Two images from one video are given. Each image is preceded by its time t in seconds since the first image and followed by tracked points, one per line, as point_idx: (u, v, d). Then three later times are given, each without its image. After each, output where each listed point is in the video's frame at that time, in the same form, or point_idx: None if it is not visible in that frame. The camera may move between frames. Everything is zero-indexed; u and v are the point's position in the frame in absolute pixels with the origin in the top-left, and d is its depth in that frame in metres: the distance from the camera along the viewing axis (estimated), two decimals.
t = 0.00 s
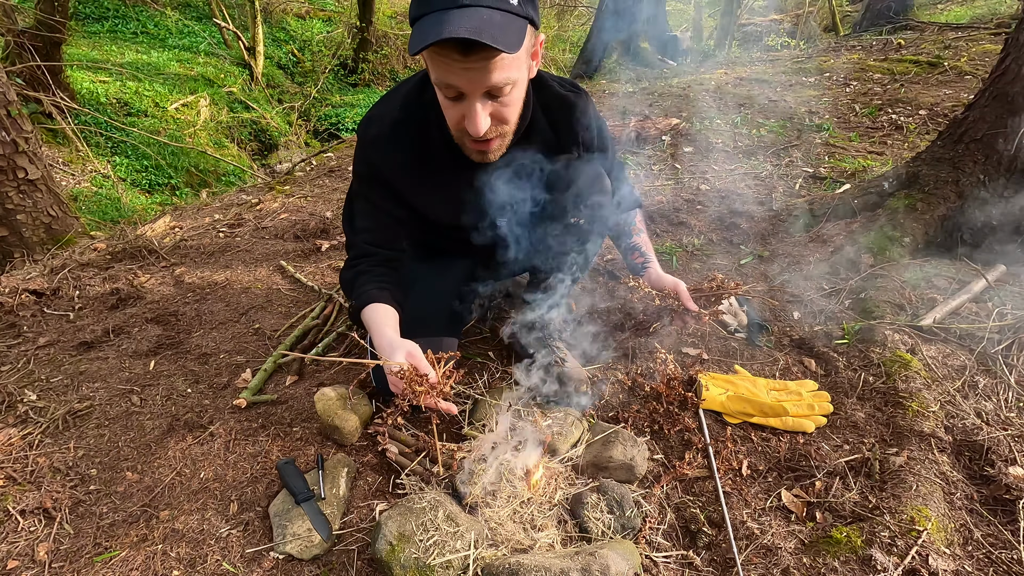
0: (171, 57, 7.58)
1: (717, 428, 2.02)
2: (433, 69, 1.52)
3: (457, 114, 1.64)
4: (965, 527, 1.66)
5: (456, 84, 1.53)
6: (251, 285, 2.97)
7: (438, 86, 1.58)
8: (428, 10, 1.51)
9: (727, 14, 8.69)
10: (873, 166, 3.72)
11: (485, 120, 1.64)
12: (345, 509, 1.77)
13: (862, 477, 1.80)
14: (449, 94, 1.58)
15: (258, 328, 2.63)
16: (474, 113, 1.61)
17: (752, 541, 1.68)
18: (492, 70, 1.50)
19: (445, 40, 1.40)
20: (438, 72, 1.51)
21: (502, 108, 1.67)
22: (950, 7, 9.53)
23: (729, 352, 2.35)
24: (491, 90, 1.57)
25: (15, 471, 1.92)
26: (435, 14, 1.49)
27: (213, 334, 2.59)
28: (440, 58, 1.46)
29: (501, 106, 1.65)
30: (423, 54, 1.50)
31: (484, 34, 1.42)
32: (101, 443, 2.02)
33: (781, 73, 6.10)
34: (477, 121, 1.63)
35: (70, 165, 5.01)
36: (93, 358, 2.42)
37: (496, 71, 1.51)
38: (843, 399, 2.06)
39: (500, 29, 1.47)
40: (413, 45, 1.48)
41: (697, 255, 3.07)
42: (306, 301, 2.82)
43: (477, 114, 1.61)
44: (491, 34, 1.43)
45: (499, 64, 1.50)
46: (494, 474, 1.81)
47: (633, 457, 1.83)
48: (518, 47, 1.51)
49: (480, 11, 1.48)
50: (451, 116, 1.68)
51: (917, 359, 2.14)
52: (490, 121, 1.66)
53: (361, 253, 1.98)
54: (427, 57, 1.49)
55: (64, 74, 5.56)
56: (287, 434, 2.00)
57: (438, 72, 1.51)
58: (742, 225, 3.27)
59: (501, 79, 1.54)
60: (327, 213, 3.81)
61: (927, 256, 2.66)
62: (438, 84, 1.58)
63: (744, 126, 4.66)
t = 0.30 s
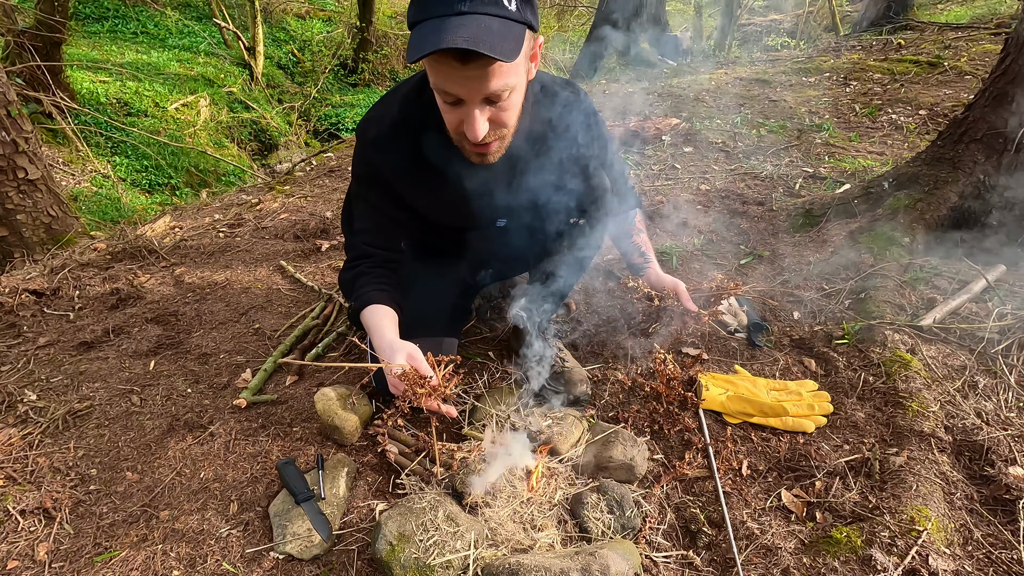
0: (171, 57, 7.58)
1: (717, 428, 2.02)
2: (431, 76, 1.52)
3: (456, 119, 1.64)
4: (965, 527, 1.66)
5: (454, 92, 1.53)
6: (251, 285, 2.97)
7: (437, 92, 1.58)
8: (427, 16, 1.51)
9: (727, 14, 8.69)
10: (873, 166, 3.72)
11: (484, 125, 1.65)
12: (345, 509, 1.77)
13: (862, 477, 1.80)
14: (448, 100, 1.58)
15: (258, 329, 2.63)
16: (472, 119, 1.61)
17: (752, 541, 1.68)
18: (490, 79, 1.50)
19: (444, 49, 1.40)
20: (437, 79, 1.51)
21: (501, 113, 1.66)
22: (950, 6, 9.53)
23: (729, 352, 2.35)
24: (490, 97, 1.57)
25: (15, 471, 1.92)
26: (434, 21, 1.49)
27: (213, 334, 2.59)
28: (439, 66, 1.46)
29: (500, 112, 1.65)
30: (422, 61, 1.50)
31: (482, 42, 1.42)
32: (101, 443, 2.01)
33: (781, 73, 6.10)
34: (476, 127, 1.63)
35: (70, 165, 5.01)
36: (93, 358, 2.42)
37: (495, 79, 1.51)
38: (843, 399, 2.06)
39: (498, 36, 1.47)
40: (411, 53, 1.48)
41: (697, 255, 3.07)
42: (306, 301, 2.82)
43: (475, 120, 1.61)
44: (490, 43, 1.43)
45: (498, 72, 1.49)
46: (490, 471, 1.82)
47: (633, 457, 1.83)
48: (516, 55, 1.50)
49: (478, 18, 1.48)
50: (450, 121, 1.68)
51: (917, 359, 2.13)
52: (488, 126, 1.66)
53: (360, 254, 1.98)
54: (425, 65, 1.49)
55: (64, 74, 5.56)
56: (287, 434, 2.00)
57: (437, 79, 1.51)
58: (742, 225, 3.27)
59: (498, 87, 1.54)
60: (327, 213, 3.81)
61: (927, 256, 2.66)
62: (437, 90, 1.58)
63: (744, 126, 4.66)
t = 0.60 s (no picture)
0: (172, 57, 7.58)
1: (717, 428, 2.02)
2: (422, 73, 1.53)
3: (448, 116, 1.64)
4: (965, 527, 1.66)
5: (445, 89, 1.53)
6: (251, 285, 2.97)
7: (429, 89, 1.58)
8: (419, 12, 1.51)
9: (727, 14, 8.69)
10: (873, 166, 3.72)
11: (475, 123, 1.65)
12: (345, 509, 1.77)
13: (862, 477, 1.80)
14: (440, 97, 1.58)
15: (258, 329, 2.63)
16: (463, 116, 1.61)
17: (751, 541, 1.68)
18: (480, 77, 1.50)
19: (433, 46, 1.40)
20: (428, 76, 1.51)
21: (492, 111, 1.66)
22: (950, 7, 9.53)
23: (729, 353, 2.35)
24: (481, 95, 1.57)
25: (15, 471, 1.92)
26: (425, 18, 1.49)
27: (213, 334, 2.59)
28: (429, 64, 1.46)
29: (491, 110, 1.65)
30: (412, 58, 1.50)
31: (472, 41, 1.42)
32: (101, 444, 2.01)
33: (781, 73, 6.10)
34: (467, 124, 1.63)
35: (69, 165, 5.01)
36: (93, 358, 2.42)
37: (485, 77, 1.50)
38: (843, 399, 2.06)
39: (489, 34, 1.46)
40: (401, 49, 1.49)
41: (697, 255, 3.07)
42: (306, 301, 2.83)
43: (466, 118, 1.61)
44: (479, 41, 1.43)
45: (488, 70, 1.49)
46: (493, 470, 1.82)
47: (633, 457, 1.83)
48: (507, 53, 1.49)
49: (469, 16, 1.47)
50: (442, 118, 1.69)
51: (917, 359, 2.13)
52: (479, 124, 1.66)
53: (358, 254, 1.98)
54: (416, 61, 1.49)
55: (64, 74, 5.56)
56: (287, 434, 2.00)
57: (427, 76, 1.51)
58: (742, 225, 3.27)
59: (489, 85, 1.54)
60: (327, 212, 3.81)
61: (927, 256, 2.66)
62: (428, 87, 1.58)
63: (744, 126, 4.65)
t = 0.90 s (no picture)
0: (172, 57, 7.59)
1: (717, 428, 2.02)
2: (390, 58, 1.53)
3: (421, 102, 1.64)
4: (965, 527, 1.66)
5: (412, 75, 1.53)
6: (251, 285, 2.97)
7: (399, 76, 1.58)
8: None
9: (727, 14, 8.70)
10: (873, 166, 3.72)
11: (448, 108, 1.63)
12: (345, 509, 1.77)
13: (862, 477, 1.80)
14: (411, 83, 1.58)
15: (258, 328, 2.63)
16: (434, 102, 1.61)
17: (752, 541, 1.68)
18: (445, 61, 1.49)
19: (395, 32, 1.40)
20: (396, 62, 1.51)
21: (466, 96, 1.65)
22: (950, 7, 9.54)
23: (729, 353, 2.35)
24: (451, 80, 1.56)
25: (15, 471, 1.92)
26: (390, 3, 1.49)
27: (213, 334, 2.59)
28: (394, 49, 1.47)
29: (463, 94, 1.63)
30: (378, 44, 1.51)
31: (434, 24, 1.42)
32: (101, 443, 2.01)
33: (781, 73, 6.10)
34: (440, 110, 1.62)
35: (69, 165, 5.01)
36: (93, 358, 2.42)
37: (451, 61, 1.49)
38: (843, 399, 2.07)
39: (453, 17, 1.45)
40: (368, 35, 1.49)
41: (697, 255, 3.07)
42: (306, 301, 2.83)
43: (438, 103, 1.60)
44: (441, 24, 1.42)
45: (454, 54, 1.48)
46: (490, 472, 1.82)
47: (633, 457, 1.83)
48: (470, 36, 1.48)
49: None
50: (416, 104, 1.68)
51: (917, 359, 2.13)
52: (452, 109, 1.65)
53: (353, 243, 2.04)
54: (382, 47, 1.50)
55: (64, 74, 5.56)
56: (287, 434, 2.00)
57: (395, 61, 1.51)
58: (742, 225, 3.27)
59: (456, 68, 1.53)
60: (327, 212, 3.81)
61: (927, 256, 2.66)
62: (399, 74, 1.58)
63: (744, 126, 4.66)
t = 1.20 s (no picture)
0: (172, 57, 7.58)
1: (717, 428, 2.02)
2: (415, 28, 1.53)
3: (439, 82, 1.61)
4: (965, 527, 1.66)
5: (439, 41, 1.52)
6: (251, 285, 2.97)
7: (419, 53, 1.58)
8: None
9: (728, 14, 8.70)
10: (873, 166, 3.72)
11: (468, 86, 1.61)
12: (345, 509, 1.77)
13: (862, 477, 1.80)
14: (431, 58, 1.57)
15: (258, 329, 2.63)
16: (457, 75, 1.58)
17: (751, 541, 1.68)
18: (476, 25, 1.50)
19: None
20: (419, 32, 1.52)
21: (487, 77, 1.64)
22: (950, 7, 9.53)
23: (729, 353, 2.35)
24: (474, 51, 1.56)
25: (16, 471, 1.92)
26: None
27: (213, 334, 2.58)
28: (424, 11, 1.47)
29: (485, 74, 1.63)
30: (406, 14, 1.52)
31: None
32: (101, 443, 2.01)
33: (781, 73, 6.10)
34: (459, 87, 1.59)
35: (69, 165, 5.00)
36: (93, 358, 2.42)
37: (478, 27, 1.51)
38: (843, 398, 2.07)
39: None
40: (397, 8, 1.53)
41: (697, 255, 3.07)
42: (307, 301, 2.83)
43: (459, 78, 1.58)
44: None
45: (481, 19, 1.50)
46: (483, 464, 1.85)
47: (633, 457, 1.83)
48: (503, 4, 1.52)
49: None
50: (432, 89, 1.65)
51: (917, 359, 2.13)
52: (473, 89, 1.63)
53: (340, 248, 1.87)
54: (409, 13, 1.50)
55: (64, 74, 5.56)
56: (287, 434, 2.00)
57: (420, 28, 1.51)
58: (742, 225, 3.27)
59: (485, 37, 1.54)
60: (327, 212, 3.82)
61: (926, 256, 2.66)
62: (419, 51, 1.58)
63: (744, 126, 4.66)
